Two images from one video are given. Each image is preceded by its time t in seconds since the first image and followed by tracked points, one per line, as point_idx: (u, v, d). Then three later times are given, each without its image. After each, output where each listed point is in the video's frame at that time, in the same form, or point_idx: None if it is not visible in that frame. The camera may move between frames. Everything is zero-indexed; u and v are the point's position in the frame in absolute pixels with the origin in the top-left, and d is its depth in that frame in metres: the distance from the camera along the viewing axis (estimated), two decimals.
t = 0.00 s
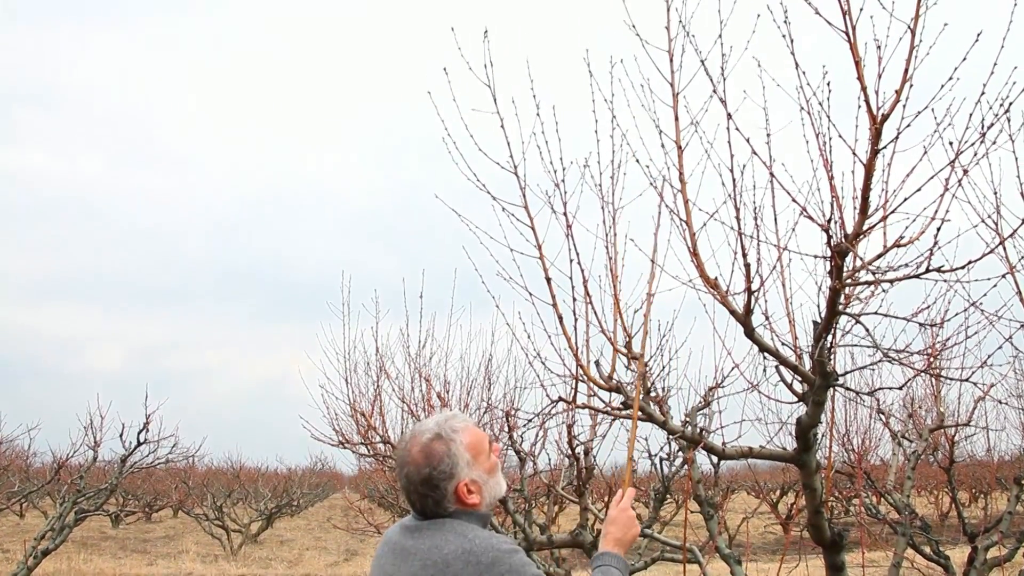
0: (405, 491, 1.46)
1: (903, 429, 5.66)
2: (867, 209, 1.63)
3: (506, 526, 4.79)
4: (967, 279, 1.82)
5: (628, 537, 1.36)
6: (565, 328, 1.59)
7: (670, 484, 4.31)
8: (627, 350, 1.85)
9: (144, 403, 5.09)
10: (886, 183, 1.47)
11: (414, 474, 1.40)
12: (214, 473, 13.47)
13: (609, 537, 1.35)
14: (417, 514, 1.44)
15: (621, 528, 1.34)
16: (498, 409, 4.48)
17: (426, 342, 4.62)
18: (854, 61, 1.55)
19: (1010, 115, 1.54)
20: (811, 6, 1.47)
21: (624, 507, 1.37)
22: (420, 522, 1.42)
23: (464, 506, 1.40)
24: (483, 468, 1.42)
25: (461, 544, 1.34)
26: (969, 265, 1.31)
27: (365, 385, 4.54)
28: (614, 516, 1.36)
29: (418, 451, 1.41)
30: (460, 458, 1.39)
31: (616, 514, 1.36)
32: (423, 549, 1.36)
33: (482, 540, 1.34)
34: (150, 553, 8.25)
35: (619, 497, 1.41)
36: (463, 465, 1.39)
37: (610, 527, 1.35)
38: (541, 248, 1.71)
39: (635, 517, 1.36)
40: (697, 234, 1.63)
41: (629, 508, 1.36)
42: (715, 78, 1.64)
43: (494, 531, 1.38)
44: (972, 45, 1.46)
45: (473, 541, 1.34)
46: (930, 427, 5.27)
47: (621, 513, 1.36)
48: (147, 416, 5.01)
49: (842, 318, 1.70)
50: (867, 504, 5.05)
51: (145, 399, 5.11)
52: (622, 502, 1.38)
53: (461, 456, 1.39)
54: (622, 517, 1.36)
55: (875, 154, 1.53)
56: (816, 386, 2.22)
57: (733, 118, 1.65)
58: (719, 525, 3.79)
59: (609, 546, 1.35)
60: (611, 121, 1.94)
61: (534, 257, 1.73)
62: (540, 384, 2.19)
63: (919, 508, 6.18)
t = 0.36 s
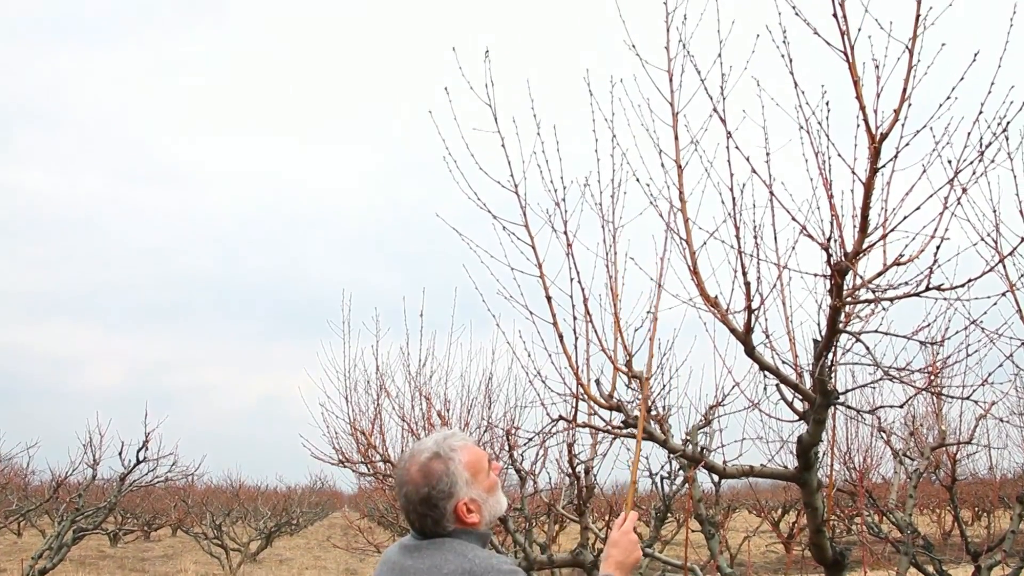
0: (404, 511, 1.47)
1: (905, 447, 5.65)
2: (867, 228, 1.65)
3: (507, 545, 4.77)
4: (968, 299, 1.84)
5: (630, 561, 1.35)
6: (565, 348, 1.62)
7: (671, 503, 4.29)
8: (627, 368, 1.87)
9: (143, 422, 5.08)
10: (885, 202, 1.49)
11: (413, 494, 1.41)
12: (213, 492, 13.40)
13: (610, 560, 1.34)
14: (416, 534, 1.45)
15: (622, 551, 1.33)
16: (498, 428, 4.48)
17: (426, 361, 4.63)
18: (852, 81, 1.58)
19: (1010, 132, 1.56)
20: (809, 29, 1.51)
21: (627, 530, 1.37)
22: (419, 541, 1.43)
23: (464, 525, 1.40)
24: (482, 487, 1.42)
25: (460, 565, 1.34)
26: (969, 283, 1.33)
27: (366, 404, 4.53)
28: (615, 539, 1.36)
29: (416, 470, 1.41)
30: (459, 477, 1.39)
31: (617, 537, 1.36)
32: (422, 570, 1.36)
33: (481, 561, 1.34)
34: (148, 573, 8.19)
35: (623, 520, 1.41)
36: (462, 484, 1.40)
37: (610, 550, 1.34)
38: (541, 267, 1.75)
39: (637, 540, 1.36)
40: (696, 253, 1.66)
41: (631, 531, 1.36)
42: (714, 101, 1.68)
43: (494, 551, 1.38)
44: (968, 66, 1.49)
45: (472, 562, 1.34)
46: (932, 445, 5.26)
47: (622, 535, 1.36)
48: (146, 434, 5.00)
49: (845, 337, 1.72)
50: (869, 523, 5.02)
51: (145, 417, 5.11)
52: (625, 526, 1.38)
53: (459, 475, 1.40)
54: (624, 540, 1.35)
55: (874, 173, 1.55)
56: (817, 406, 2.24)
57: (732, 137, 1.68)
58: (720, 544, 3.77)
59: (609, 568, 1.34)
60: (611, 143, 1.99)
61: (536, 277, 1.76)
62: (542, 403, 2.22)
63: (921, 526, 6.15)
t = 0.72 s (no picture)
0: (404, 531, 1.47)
1: (906, 464, 5.63)
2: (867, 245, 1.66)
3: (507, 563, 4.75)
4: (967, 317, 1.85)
5: (639, 554, 1.35)
6: (566, 364, 1.64)
7: (672, 521, 4.28)
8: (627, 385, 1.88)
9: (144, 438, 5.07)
10: (884, 219, 1.51)
11: (413, 513, 1.41)
12: (213, 509, 13.34)
13: (621, 554, 1.34)
14: (417, 555, 1.45)
15: (630, 542, 1.34)
16: (498, 445, 4.48)
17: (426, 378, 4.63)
18: (851, 99, 1.59)
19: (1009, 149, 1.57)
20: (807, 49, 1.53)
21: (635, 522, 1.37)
22: (419, 561, 1.43)
23: (463, 544, 1.40)
24: (482, 506, 1.43)
25: None
26: (968, 300, 1.33)
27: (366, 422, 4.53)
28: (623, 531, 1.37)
29: (416, 489, 1.42)
30: (459, 495, 1.40)
31: (625, 529, 1.36)
32: None
33: None
34: None
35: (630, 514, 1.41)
36: (463, 503, 1.41)
37: (619, 544, 1.35)
38: (541, 283, 1.76)
39: (644, 533, 1.36)
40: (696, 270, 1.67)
41: (639, 524, 1.36)
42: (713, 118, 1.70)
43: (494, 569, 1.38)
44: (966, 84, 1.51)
45: None
46: (933, 462, 5.24)
47: (631, 527, 1.36)
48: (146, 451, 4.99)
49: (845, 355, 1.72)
50: (871, 540, 4.99)
51: (145, 433, 5.10)
52: (634, 520, 1.39)
53: (459, 493, 1.41)
54: (631, 532, 1.36)
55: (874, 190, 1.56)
56: (818, 423, 2.24)
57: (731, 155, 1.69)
58: (722, 562, 3.75)
59: (619, 563, 1.34)
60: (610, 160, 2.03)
61: (537, 294, 1.79)
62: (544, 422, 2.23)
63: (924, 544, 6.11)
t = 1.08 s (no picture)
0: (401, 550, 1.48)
1: (907, 479, 5.62)
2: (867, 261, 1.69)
3: None
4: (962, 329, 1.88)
5: None
6: (566, 380, 1.64)
7: (672, 536, 4.26)
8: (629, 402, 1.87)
9: (144, 452, 5.07)
10: (885, 234, 1.53)
11: (409, 529, 1.42)
12: (211, 525, 13.27)
13: None
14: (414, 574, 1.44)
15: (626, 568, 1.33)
16: (498, 461, 4.47)
17: (426, 394, 4.64)
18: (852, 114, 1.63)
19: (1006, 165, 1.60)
20: (808, 66, 1.57)
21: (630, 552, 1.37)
22: None
23: (460, 560, 1.40)
24: (479, 522, 1.43)
25: None
26: (966, 314, 1.39)
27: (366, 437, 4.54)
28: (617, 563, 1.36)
29: (412, 505, 1.44)
30: (455, 511, 1.41)
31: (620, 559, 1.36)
32: None
33: None
34: None
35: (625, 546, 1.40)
36: (459, 519, 1.41)
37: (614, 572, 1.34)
38: (541, 299, 1.75)
39: (640, 563, 1.35)
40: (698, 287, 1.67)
41: (634, 554, 1.36)
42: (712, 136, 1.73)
43: None
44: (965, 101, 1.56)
45: None
46: (934, 477, 5.23)
47: (626, 559, 1.35)
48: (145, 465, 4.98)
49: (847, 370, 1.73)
50: (872, 556, 4.97)
51: (145, 447, 5.10)
52: (628, 552, 1.38)
53: (456, 509, 1.41)
54: (627, 561, 1.35)
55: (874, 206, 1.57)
56: (819, 438, 2.24)
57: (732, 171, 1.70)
58: None
59: None
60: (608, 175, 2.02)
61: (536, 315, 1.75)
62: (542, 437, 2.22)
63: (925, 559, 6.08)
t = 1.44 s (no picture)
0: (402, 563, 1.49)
1: (909, 494, 5.60)
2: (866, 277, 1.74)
3: None
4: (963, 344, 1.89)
5: (650, 550, 1.37)
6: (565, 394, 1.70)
7: (673, 553, 4.24)
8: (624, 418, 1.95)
9: (143, 467, 5.06)
10: (884, 249, 1.55)
11: (409, 543, 1.43)
12: (211, 540, 13.22)
13: (633, 549, 1.36)
14: None
15: (644, 539, 1.35)
16: (499, 477, 4.47)
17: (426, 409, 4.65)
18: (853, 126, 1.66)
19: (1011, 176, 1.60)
20: (807, 81, 1.59)
21: (647, 521, 1.39)
22: None
23: None
24: (478, 537, 1.43)
25: None
26: (969, 330, 1.42)
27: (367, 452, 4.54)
28: (637, 528, 1.39)
29: (412, 520, 1.44)
30: (454, 526, 1.41)
31: (638, 527, 1.38)
32: None
33: None
34: None
35: (643, 513, 1.43)
36: (458, 534, 1.41)
37: (632, 540, 1.37)
38: (540, 314, 1.83)
39: (657, 531, 1.38)
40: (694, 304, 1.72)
41: (652, 523, 1.38)
42: (709, 151, 1.77)
43: None
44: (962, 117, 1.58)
45: None
46: (936, 492, 5.21)
47: (642, 526, 1.38)
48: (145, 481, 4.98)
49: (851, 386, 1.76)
50: (874, 571, 4.95)
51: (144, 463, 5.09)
52: (645, 519, 1.40)
53: (455, 523, 1.42)
54: (645, 530, 1.38)
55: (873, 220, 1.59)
56: (820, 454, 2.26)
57: (730, 186, 1.74)
58: None
59: (632, 557, 1.35)
60: (609, 193, 2.12)
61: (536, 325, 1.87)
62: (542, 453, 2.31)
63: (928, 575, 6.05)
